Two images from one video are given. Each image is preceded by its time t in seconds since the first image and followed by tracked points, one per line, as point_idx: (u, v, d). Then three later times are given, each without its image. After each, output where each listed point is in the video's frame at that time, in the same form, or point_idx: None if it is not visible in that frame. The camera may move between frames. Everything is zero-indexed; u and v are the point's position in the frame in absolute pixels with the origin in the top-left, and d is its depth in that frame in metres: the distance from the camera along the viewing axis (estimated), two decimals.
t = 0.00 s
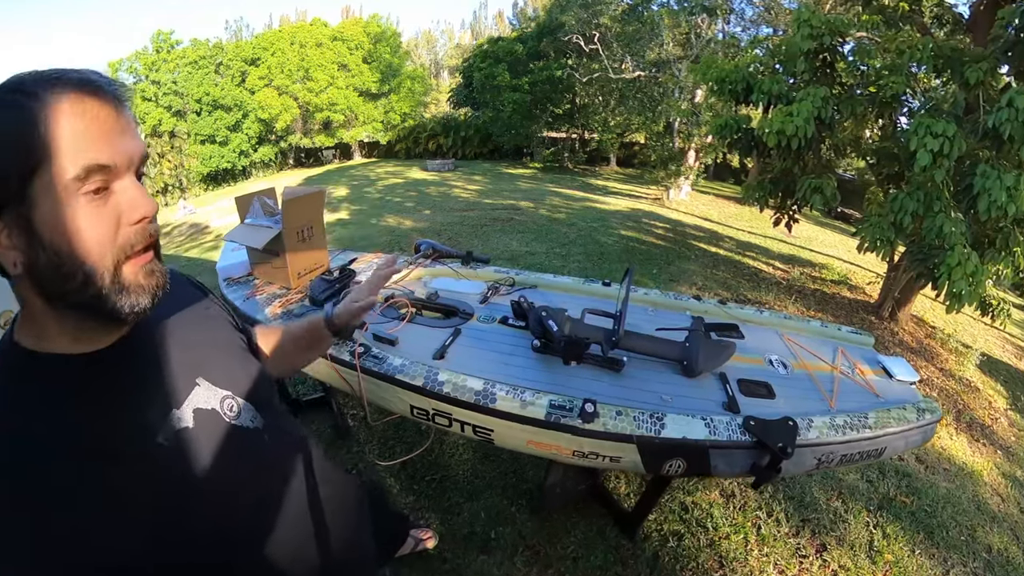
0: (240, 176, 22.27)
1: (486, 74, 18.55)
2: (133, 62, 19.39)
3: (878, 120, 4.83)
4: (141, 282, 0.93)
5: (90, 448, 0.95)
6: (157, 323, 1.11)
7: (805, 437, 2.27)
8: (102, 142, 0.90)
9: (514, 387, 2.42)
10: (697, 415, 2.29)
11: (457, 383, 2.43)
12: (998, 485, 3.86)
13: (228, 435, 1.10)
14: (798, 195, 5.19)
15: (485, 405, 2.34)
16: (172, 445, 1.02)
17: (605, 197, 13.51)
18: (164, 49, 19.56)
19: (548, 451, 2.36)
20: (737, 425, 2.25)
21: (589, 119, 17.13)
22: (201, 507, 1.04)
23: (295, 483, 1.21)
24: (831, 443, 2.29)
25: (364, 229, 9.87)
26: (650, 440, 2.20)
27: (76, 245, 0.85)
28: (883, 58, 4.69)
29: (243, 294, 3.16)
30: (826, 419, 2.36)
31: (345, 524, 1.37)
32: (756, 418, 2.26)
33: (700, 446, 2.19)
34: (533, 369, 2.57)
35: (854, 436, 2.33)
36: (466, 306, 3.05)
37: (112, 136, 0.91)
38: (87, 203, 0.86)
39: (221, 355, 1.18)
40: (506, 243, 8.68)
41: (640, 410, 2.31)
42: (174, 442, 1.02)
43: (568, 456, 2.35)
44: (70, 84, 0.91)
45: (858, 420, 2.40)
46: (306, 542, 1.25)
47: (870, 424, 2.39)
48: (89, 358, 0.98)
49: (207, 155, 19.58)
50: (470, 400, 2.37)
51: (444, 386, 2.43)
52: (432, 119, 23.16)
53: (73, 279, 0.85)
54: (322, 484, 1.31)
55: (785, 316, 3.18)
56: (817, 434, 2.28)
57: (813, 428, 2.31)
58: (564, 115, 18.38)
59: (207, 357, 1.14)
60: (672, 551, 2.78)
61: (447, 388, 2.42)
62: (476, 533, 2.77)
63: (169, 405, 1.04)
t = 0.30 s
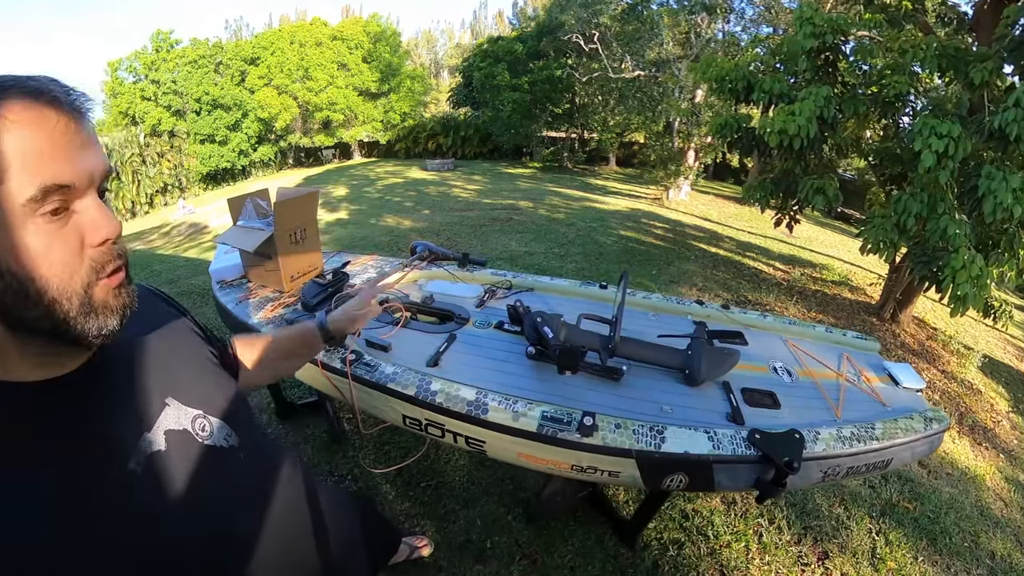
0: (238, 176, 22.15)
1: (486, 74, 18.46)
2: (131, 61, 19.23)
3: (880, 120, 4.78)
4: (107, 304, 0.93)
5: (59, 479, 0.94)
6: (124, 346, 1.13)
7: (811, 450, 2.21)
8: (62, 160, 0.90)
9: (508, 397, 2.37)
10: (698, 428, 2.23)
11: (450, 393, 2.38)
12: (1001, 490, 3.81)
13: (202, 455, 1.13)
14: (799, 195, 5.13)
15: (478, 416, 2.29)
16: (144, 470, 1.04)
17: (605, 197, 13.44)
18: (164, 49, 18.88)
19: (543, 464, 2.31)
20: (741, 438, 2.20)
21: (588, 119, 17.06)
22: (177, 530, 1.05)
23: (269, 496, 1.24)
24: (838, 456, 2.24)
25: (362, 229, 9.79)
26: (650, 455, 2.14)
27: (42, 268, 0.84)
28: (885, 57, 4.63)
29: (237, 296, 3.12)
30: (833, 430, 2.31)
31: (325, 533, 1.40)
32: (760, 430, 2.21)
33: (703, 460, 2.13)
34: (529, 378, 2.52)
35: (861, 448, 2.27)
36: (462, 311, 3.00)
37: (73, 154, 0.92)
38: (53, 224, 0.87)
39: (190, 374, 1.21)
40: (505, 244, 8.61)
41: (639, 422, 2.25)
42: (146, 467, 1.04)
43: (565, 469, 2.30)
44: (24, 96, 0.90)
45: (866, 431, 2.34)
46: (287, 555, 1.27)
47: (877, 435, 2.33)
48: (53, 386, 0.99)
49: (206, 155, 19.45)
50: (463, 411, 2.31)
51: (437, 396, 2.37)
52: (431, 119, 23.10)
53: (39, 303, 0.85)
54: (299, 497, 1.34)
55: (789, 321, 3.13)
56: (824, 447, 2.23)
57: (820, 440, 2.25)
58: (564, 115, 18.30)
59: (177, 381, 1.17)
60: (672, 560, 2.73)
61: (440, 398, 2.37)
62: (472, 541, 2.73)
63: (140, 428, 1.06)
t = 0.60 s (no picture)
0: (238, 176, 22.14)
1: (486, 74, 18.44)
2: (131, 61, 19.20)
3: (881, 119, 4.76)
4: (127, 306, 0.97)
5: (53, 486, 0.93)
6: (116, 349, 1.12)
7: (814, 450, 2.20)
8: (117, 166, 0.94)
9: (507, 397, 2.36)
10: (700, 428, 2.22)
11: (450, 393, 2.37)
12: (1002, 491, 3.80)
13: (196, 458, 1.12)
14: (799, 195, 5.12)
15: (477, 416, 2.28)
16: (138, 474, 1.03)
17: (605, 196, 13.43)
18: (164, 48, 18.99)
19: (543, 464, 2.30)
20: (743, 439, 2.19)
21: (588, 118, 17.06)
22: (171, 534, 1.04)
23: (264, 497, 1.24)
24: (840, 457, 2.23)
25: (362, 229, 9.78)
26: (651, 456, 2.13)
27: (106, 259, 0.87)
28: (886, 57, 4.62)
29: (236, 295, 3.11)
30: (836, 431, 2.29)
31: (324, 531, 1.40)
32: (762, 431, 2.19)
33: (704, 461, 2.12)
34: (528, 378, 2.51)
35: (863, 449, 2.26)
36: (462, 311, 2.99)
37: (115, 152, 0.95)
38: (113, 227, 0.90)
39: (184, 376, 1.20)
40: (505, 243, 8.60)
41: (640, 422, 2.24)
42: (140, 471, 1.03)
43: (565, 470, 2.29)
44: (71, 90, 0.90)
45: (868, 432, 2.33)
46: (283, 554, 1.27)
47: (880, 436, 2.32)
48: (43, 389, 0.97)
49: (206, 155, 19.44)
50: (462, 411, 2.30)
51: (436, 396, 2.36)
52: (431, 118, 23.09)
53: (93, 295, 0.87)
54: (294, 497, 1.33)
55: (791, 321, 3.12)
56: (826, 448, 2.22)
57: (822, 441, 2.24)
58: (564, 115, 18.30)
59: (169, 383, 1.16)
60: (672, 560, 2.72)
61: (439, 398, 2.36)
62: (471, 542, 2.72)
63: (133, 431, 1.05)
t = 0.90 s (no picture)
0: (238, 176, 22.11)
1: (486, 73, 18.37)
2: (131, 60, 19.17)
3: (882, 120, 4.74)
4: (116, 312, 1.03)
5: (54, 497, 0.94)
6: (112, 359, 1.12)
7: (815, 457, 2.18)
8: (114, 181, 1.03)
9: (505, 402, 2.35)
10: (700, 435, 2.20)
11: (447, 398, 2.36)
12: (1002, 493, 3.78)
13: (194, 468, 1.14)
14: (799, 196, 5.11)
15: (475, 422, 2.27)
16: (136, 485, 1.04)
17: (605, 196, 13.41)
18: (164, 47, 18.95)
19: (542, 471, 2.29)
20: (744, 445, 2.17)
21: (588, 118, 17.05)
22: (167, 548, 1.06)
23: (259, 506, 1.26)
24: (841, 463, 2.21)
25: (361, 229, 9.76)
26: (651, 463, 2.11)
27: (112, 260, 0.95)
28: (888, 57, 4.60)
29: (234, 297, 3.10)
30: (837, 437, 2.28)
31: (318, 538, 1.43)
32: (763, 438, 2.18)
33: (705, 469, 2.10)
34: (527, 383, 2.49)
35: (865, 455, 2.24)
36: (461, 314, 2.97)
37: (115, 166, 1.03)
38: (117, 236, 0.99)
39: (179, 386, 1.21)
40: (505, 243, 8.58)
41: (639, 428, 2.23)
42: (139, 481, 1.05)
43: (564, 477, 2.28)
44: (78, 109, 0.98)
45: (870, 437, 2.32)
46: (277, 562, 1.30)
47: (882, 441, 2.31)
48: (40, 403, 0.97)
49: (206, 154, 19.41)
50: (460, 416, 2.29)
51: (434, 402, 2.35)
52: (431, 118, 23.07)
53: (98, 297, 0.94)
54: (287, 505, 1.36)
55: (792, 324, 3.10)
56: (828, 455, 2.20)
57: (824, 447, 2.22)
58: (564, 115, 18.28)
59: (166, 393, 1.18)
60: (672, 564, 2.71)
61: (437, 404, 2.34)
62: (471, 545, 2.71)
63: (131, 443, 1.07)
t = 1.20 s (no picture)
0: (238, 176, 22.07)
1: (486, 73, 18.29)
2: (131, 60, 19.10)
3: (882, 121, 4.72)
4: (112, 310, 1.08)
5: (51, 508, 0.94)
6: (101, 368, 1.11)
7: (816, 466, 2.16)
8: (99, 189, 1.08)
9: (502, 410, 2.33)
10: (699, 444, 2.18)
11: (444, 406, 2.34)
12: (1003, 496, 3.76)
13: (188, 475, 1.13)
14: (799, 196, 5.09)
15: (471, 431, 2.25)
16: (131, 495, 1.03)
17: (605, 196, 13.39)
18: (163, 47, 18.79)
19: (539, 481, 2.27)
20: (745, 455, 2.15)
21: (588, 118, 17.04)
22: (162, 562, 1.04)
23: (254, 512, 1.25)
24: (842, 472, 2.19)
25: (360, 229, 9.74)
26: (650, 474, 2.09)
27: (104, 268, 1.01)
28: (889, 57, 4.58)
29: (231, 301, 3.08)
30: (838, 445, 2.26)
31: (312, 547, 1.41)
32: (765, 447, 2.16)
33: (705, 479, 2.08)
34: (524, 389, 2.48)
35: (866, 464, 2.22)
36: (459, 318, 2.95)
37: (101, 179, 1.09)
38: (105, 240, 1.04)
39: (172, 393, 1.21)
40: (505, 244, 8.56)
41: (637, 437, 2.21)
42: (134, 490, 1.04)
43: (560, 486, 2.26)
44: (64, 125, 1.03)
45: (872, 445, 2.30)
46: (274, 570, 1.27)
47: (883, 449, 2.29)
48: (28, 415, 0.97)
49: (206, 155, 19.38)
50: (456, 425, 2.27)
51: (430, 409, 2.33)
52: (431, 118, 23.07)
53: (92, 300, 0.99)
54: (281, 511, 1.34)
55: (794, 328, 3.09)
56: (829, 463, 2.18)
57: (825, 456, 2.20)
58: (564, 114, 18.27)
59: (157, 400, 1.17)
60: (671, 569, 2.69)
61: (434, 412, 2.32)
62: (469, 550, 2.69)
63: (124, 452, 1.06)
